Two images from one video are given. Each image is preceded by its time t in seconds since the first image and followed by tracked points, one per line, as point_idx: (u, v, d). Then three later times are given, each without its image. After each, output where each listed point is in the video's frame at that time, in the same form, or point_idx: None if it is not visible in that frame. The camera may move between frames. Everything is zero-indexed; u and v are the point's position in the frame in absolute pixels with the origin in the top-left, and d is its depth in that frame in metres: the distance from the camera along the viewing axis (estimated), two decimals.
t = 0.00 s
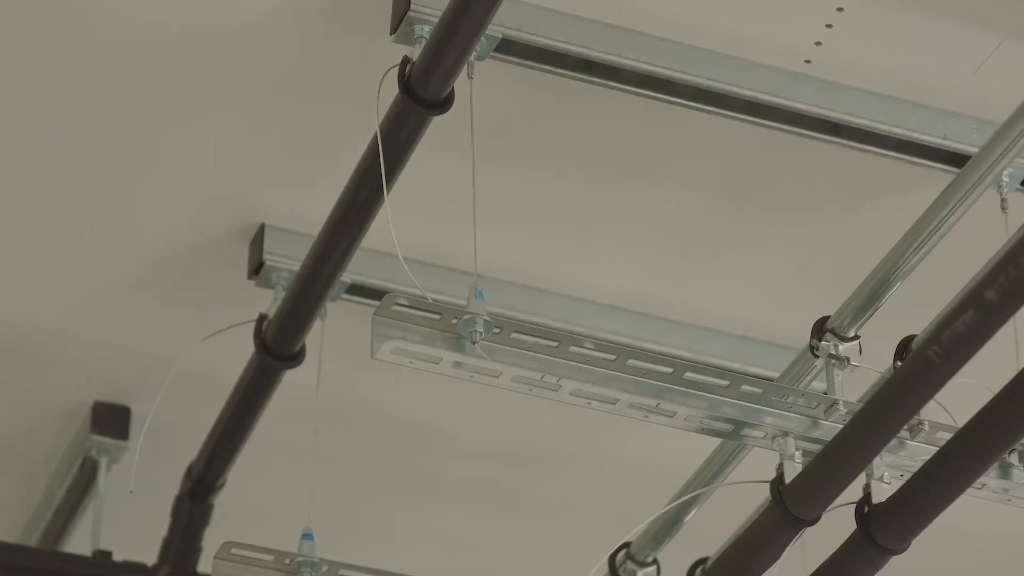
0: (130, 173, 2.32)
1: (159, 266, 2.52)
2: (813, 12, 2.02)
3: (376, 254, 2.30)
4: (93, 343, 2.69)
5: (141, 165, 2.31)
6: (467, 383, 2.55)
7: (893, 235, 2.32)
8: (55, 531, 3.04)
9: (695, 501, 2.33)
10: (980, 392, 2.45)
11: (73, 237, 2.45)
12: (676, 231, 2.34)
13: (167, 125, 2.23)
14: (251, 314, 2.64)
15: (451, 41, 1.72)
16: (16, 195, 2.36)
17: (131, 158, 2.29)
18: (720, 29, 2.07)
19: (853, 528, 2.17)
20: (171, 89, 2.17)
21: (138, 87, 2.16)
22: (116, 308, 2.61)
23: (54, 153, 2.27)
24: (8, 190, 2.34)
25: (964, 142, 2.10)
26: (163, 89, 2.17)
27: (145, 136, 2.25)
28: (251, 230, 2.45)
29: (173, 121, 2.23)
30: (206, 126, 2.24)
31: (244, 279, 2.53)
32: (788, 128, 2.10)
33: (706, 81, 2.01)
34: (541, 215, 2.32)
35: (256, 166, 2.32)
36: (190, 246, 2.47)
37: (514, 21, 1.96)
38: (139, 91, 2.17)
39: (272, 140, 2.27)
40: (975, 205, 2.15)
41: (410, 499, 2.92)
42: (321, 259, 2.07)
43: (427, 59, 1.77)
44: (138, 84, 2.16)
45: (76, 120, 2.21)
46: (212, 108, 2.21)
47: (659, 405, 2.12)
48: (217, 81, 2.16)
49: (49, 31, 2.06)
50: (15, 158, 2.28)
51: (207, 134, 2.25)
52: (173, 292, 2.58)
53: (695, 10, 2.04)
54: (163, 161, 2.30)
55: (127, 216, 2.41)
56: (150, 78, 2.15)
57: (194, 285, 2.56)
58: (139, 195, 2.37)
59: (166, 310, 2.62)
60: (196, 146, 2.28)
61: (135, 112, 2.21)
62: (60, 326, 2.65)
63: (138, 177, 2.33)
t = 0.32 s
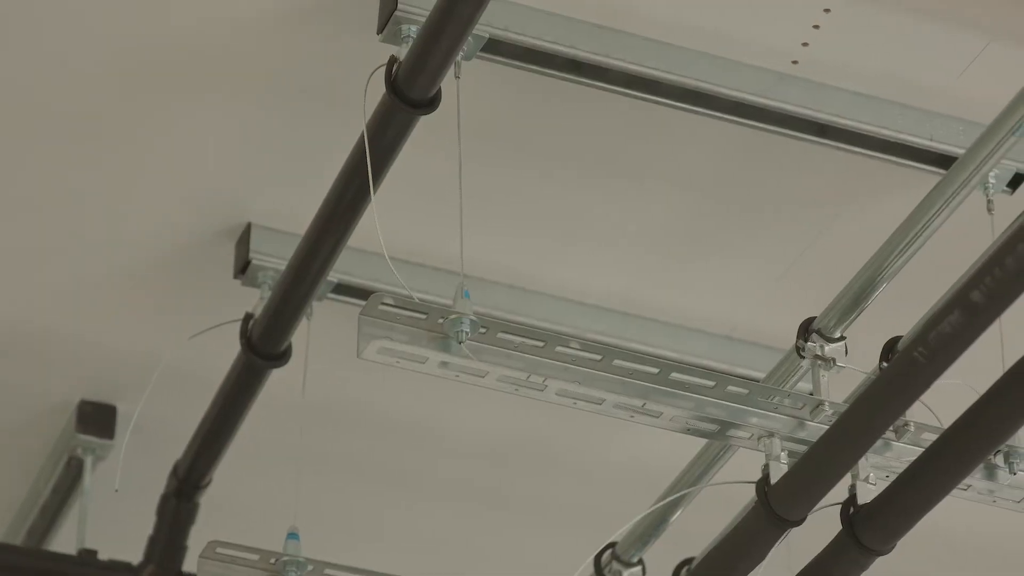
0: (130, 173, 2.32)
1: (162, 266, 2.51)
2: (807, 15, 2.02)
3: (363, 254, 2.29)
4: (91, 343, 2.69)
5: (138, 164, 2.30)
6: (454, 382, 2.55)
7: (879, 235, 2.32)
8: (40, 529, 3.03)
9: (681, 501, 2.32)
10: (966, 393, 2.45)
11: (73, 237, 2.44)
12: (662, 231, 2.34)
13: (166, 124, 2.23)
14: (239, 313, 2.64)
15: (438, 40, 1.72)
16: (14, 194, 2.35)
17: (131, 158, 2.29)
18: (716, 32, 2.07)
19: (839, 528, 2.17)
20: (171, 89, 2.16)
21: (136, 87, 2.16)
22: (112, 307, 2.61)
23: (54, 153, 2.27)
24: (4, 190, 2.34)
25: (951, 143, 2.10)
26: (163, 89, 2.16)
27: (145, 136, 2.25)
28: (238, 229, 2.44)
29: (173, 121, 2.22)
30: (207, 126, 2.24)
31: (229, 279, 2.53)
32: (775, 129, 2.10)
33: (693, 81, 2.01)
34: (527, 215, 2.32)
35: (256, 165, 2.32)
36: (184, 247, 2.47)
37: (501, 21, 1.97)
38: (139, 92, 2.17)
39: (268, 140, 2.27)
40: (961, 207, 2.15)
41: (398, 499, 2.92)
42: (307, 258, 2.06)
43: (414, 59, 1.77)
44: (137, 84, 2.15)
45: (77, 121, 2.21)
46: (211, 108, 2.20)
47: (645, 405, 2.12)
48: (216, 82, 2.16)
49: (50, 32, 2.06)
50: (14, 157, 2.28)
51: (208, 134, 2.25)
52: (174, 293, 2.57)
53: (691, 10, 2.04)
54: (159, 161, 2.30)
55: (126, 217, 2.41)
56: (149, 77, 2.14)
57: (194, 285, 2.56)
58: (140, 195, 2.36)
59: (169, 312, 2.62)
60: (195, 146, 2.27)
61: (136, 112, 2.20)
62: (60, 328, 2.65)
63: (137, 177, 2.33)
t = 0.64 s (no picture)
0: (130, 173, 2.32)
1: (161, 267, 2.51)
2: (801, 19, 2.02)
3: (348, 253, 2.29)
4: (92, 343, 2.69)
5: (137, 165, 2.30)
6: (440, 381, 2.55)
7: (862, 236, 2.32)
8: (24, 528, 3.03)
9: (665, 501, 2.32)
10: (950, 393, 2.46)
11: (75, 237, 2.44)
12: (649, 231, 2.34)
13: (166, 124, 2.23)
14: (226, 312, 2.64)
15: (423, 40, 1.72)
16: (15, 195, 2.35)
17: (131, 159, 2.29)
18: (710, 33, 2.07)
19: (823, 529, 2.17)
20: (172, 89, 2.16)
21: (135, 86, 2.16)
22: (110, 307, 2.60)
23: (54, 153, 2.27)
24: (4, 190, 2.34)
25: (936, 145, 2.11)
26: (163, 89, 2.16)
27: (146, 137, 2.25)
28: (222, 227, 2.43)
29: (172, 121, 2.22)
30: (207, 127, 2.24)
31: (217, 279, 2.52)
32: (760, 130, 2.10)
33: (679, 82, 2.01)
34: (512, 215, 2.32)
35: (255, 166, 2.32)
36: (175, 247, 2.47)
37: (487, 21, 1.97)
38: (140, 92, 2.17)
39: (267, 141, 2.27)
40: (946, 208, 2.16)
41: (382, 498, 2.92)
42: (293, 257, 2.06)
43: (400, 58, 1.77)
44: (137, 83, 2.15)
45: (78, 121, 2.21)
46: (212, 108, 2.20)
47: (629, 405, 2.12)
48: (217, 83, 2.16)
49: (52, 31, 2.06)
50: (14, 157, 2.27)
51: (210, 134, 2.25)
52: (174, 293, 2.57)
53: (686, 12, 2.04)
54: (159, 161, 2.30)
55: (126, 218, 2.41)
56: (149, 77, 2.14)
57: (194, 286, 2.55)
58: (140, 196, 2.36)
59: (170, 313, 2.62)
60: (194, 147, 2.27)
61: (136, 112, 2.20)
62: (61, 328, 2.65)
63: (137, 178, 2.33)
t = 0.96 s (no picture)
0: (130, 173, 2.32)
1: (159, 266, 2.51)
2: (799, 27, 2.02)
3: (330, 252, 2.29)
4: (92, 343, 2.69)
5: (137, 165, 2.30)
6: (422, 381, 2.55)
7: (843, 238, 2.32)
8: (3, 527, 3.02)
9: (645, 502, 2.32)
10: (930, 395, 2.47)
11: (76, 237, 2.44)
12: (633, 232, 2.34)
13: (166, 125, 2.23)
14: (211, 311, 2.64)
15: (406, 39, 1.71)
16: (15, 194, 2.35)
17: (129, 159, 2.29)
18: (705, 36, 2.07)
19: (803, 530, 2.17)
20: (172, 89, 2.16)
21: (135, 86, 2.16)
22: (106, 306, 2.60)
23: (54, 153, 2.27)
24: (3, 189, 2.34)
25: (917, 147, 2.12)
26: (164, 90, 2.16)
27: (146, 137, 2.25)
28: (203, 226, 2.43)
29: (173, 121, 2.22)
30: (208, 127, 2.24)
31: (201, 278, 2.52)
32: (742, 131, 2.11)
33: (661, 83, 2.02)
34: (496, 215, 2.32)
35: (248, 165, 2.31)
36: (164, 246, 2.47)
37: (470, 21, 1.97)
38: (141, 92, 2.17)
39: (267, 141, 2.27)
40: (927, 210, 2.16)
41: (364, 498, 2.92)
42: (274, 256, 2.06)
43: (382, 57, 1.77)
44: (138, 84, 2.15)
45: (80, 122, 2.21)
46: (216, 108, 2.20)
47: (610, 406, 2.13)
48: (220, 85, 2.16)
49: (54, 32, 2.06)
50: (14, 158, 2.27)
51: (213, 134, 2.25)
52: (168, 293, 2.57)
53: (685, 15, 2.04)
54: (155, 161, 2.30)
55: (127, 219, 2.40)
56: (149, 77, 2.14)
57: (190, 287, 2.56)
58: (132, 196, 2.36)
59: (166, 313, 2.62)
60: (193, 147, 2.27)
61: (136, 113, 2.20)
62: (61, 330, 2.66)
63: (137, 178, 2.32)
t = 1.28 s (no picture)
0: (130, 173, 2.32)
1: (148, 265, 2.51)
2: (791, 31, 2.02)
3: (310, 251, 2.29)
4: (91, 343, 2.70)
5: (136, 164, 2.30)
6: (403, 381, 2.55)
7: (822, 239, 2.33)
8: None
9: (624, 502, 2.33)
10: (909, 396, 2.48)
11: (77, 237, 2.44)
12: (617, 233, 2.34)
13: (166, 125, 2.23)
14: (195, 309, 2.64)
15: (388, 37, 1.71)
16: (15, 194, 2.35)
17: (128, 159, 2.29)
18: (697, 39, 2.07)
19: (782, 531, 2.17)
20: (172, 89, 2.17)
21: (135, 86, 2.16)
22: (97, 305, 2.60)
23: (54, 153, 2.27)
24: (5, 190, 2.34)
25: (897, 148, 2.12)
26: (164, 90, 2.17)
27: (146, 137, 2.25)
28: (183, 224, 2.43)
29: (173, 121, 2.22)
30: (208, 127, 2.24)
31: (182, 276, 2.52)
32: (722, 131, 2.11)
33: (643, 83, 2.02)
34: (478, 215, 2.32)
35: (232, 165, 2.32)
36: (150, 246, 2.46)
37: (452, 21, 1.97)
38: (142, 93, 2.17)
39: (267, 141, 2.27)
40: (908, 211, 2.16)
41: (344, 497, 2.92)
42: (255, 255, 2.06)
43: (364, 56, 1.77)
44: (138, 84, 2.16)
45: (81, 122, 2.22)
46: (216, 108, 2.20)
47: (590, 406, 2.13)
48: (218, 86, 2.16)
49: (54, 32, 2.06)
50: (15, 158, 2.28)
51: (212, 134, 2.25)
52: (160, 292, 2.57)
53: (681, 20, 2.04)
54: (153, 162, 2.30)
55: (125, 220, 2.40)
56: (149, 77, 2.14)
57: (183, 287, 2.56)
58: (124, 196, 2.36)
59: (152, 312, 2.62)
60: (180, 147, 2.27)
61: (135, 113, 2.21)
62: (62, 330, 2.66)
63: (136, 178, 2.33)
